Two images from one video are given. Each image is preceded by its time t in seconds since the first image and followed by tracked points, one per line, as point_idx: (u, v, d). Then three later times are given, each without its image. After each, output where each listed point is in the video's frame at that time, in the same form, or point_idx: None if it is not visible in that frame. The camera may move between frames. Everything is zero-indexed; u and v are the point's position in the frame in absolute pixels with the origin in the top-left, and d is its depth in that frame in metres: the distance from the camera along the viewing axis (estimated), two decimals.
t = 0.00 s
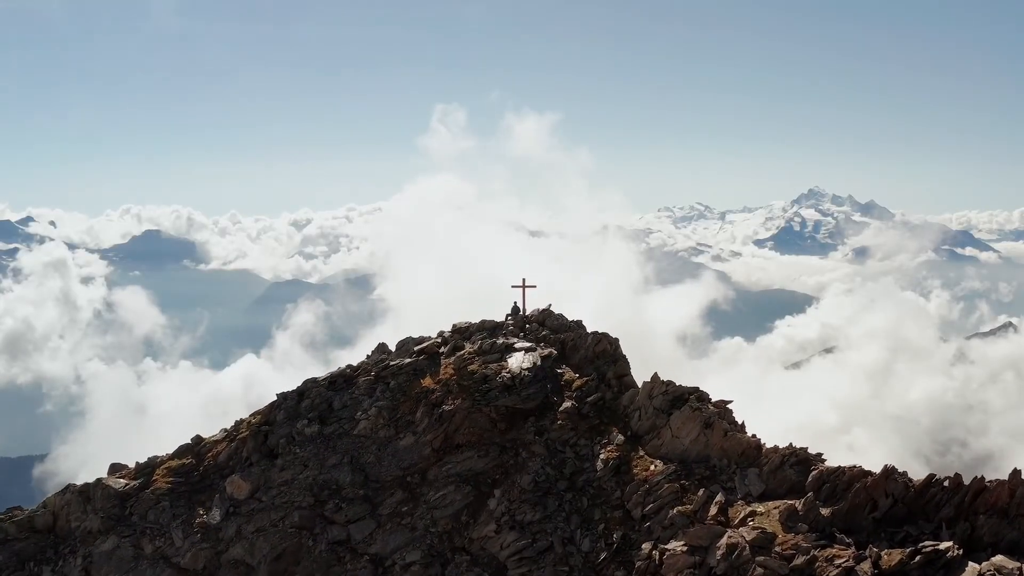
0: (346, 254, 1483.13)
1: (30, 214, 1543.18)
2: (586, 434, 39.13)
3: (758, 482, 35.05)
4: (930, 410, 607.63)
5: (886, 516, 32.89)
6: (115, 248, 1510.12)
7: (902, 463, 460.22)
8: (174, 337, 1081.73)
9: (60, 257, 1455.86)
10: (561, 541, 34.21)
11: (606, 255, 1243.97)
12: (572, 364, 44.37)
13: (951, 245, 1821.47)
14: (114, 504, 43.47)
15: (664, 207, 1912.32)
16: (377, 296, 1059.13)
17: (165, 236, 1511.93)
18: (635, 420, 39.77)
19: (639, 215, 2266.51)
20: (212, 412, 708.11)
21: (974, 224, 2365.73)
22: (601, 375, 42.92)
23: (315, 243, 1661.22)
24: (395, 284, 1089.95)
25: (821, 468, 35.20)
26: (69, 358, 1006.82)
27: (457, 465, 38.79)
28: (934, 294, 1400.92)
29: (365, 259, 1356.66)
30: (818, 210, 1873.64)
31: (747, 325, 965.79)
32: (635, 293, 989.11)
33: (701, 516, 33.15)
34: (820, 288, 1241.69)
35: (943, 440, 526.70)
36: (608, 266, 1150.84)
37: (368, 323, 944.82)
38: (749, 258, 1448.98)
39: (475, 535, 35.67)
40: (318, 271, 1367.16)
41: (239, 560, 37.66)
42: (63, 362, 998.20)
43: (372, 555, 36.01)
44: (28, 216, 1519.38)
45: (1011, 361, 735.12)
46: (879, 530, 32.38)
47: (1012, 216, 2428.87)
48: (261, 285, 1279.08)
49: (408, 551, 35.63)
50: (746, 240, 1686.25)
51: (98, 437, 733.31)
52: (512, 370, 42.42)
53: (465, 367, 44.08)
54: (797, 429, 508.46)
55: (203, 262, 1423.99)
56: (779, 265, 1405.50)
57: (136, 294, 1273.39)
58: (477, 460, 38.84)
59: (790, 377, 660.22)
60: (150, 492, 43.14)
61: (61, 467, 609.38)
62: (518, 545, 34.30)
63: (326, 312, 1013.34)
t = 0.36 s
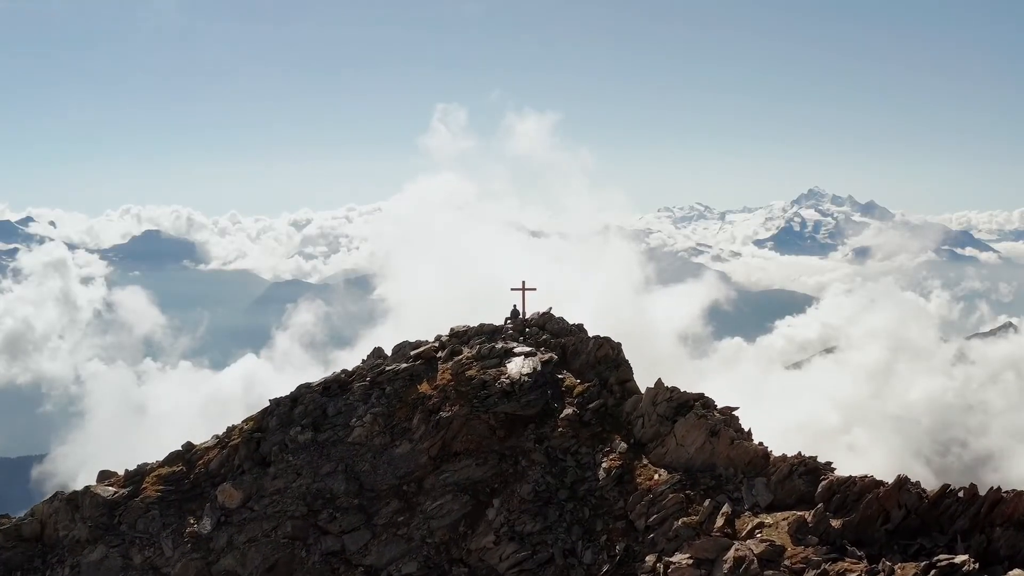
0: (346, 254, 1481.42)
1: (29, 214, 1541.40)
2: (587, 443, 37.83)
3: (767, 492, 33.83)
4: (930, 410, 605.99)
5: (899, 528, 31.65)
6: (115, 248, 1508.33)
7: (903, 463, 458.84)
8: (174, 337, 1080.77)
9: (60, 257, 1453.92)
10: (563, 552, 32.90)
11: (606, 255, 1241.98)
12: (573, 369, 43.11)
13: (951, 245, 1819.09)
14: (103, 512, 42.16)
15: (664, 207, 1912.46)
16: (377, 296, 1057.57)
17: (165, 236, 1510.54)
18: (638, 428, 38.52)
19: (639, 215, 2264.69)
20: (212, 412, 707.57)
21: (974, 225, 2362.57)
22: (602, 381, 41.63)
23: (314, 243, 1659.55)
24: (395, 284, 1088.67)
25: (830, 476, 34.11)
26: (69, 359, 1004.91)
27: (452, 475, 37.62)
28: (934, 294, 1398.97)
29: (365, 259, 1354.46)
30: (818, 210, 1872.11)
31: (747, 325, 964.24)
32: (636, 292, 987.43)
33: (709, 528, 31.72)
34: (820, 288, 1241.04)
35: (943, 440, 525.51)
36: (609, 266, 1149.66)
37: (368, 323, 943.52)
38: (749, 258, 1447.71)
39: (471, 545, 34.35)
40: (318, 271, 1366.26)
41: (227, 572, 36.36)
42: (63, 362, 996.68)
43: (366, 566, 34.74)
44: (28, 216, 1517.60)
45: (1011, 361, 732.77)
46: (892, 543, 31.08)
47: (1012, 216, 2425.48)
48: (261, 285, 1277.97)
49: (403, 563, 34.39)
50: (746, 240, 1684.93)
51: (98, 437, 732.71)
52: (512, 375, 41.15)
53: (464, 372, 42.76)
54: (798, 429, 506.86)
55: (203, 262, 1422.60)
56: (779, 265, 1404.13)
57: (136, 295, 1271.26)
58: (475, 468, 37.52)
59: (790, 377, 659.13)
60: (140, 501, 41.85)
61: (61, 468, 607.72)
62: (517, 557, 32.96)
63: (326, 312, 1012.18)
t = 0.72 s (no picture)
0: (346, 254, 1480.00)
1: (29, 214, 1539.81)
2: (588, 450, 36.62)
3: (777, 501, 32.52)
4: (930, 411, 604.73)
5: (912, 540, 30.52)
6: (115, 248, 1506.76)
7: (904, 463, 457.19)
8: (174, 337, 1079.64)
9: (60, 257, 1453.56)
10: (565, 564, 31.51)
11: (607, 255, 1241.57)
12: (574, 374, 41.69)
13: (950, 245, 1816.72)
14: (92, 520, 40.94)
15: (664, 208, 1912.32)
16: (376, 296, 1055.20)
17: (165, 236, 1509.11)
18: (642, 435, 37.19)
19: (640, 215, 2263.54)
20: (211, 412, 706.81)
21: (974, 224, 2359.97)
22: (604, 387, 40.38)
23: (314, 243, 1658.51)
24: (395, 284, 1087.87)
25: (841, 487, 32.96)
26: (68, 358, 1003.18)
27: (450, 482, 36.32)
28: (934, 294, 1397.48)
29: (364, 259, 1353.06)
30: (818, 210, 1870.86)
31: (748, 325, 963.40)
32: (636, 292, 985.82)
33: (717, 540, 30.43)
34: (820, 288, 1239.47)
35: (944, 441, 523.94)
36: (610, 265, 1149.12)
37: (368, 323, 942.69)
38: (749, 258, 1447.41)
39: (471, 556, 32.85)
40: (318, 271, 1366.01)
41: None
42: (63, 362, 995.46)
43: None
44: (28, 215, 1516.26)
45: (1012, 361, 730.93)
46: (906, 556, 29.87)
47: (1012, 216, 2421.87)
48: (261, 285, 1276.97)
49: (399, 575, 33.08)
50: (746, 240, 1684.22)
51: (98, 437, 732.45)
52: (511, 382, 39.67)
53: (462, 379, 41.20)
54: (798, 430, 505.46)
55: (203, 262, 1422.40)
56: (779, 265, 1403.46)
57: (136, 295, 1270.06)
58: (474, 477, 36.28)
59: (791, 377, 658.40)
60: (130, 510, 40.61)
61: (59, 468, 606.12)
62: (518, 569, 31.56)
63: (326, 312, 1011.41)
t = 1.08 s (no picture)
0: (346, 254, 1478.26)
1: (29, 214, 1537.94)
2: (592, 459, 35.05)
3: (787, 514, 31.19)
4: (930, 410, 603.55)
5: (927, 555, 29.24)
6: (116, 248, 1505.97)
7: (904, 463, 455.67)
8: (174, 337, 1078.26)
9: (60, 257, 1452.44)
10: None
11: (607, 254, 1240.78)
12: (577, 380, 40.18)
13: (950, 245, 1814.02)
14: (77, 531, 39.50)
15: (664, 208, 1911.68)
16: (376, 297, 1053.17)
17: (165, 236, 1508.54)
18: (646, 444, 35.78)
19: (640, 215, 2261.77)
20: (211, 411, 705.69)
21: (974, 224, 2356.44)
22: (607, 394, 38.88)
23: (314, 243, 1656.63)
24: (395, 284, 1086.58)
25: (853, 498, 31.69)
26: (68, 358, 1002.25)
27: (447, 492, 34.79)
28: (934, 294, 1395.78)
29: (364, 259, 1351.17)
30: (818, 210, 1869.67)
31: (747, 325, 962.33)
32: (636, 292, 983.65)
33: (723, 556, 28.95)
34: (820, 288, 1237.78)
35: (944, 441, 522.51)
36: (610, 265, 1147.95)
37: (367, 323, 941.99)
38: (749, 258, 1445.92)
39: (466, 571, 31.17)
40: (317, 271, 1364.65)
41: None
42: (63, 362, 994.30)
43: None
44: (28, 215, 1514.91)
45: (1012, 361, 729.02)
46: (923, 572, 28.64)
47: (1011, 216, 2418.15)
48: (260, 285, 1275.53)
49: None
50: (745, 240, 1683.06)
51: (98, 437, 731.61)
52: (511, 388, 38.03)
53: (460, 385, 39.52)
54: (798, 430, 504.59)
55: (203, 262, 1420.89)
56: (779, 265, 1402.04)
57: (136, 295, 1268.99)
58: (471, 486, 34.74)
59: (791, 377, 657.07)
60: (116, 521, 39.06)
61: (59, 468, 605.18)
62: None
63: (326, 313, 1010.01)
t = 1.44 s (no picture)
0: (345, 254, 1473.97)
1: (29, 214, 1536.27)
2: (596, 469, 33.47)
3: (798, 527, 29.77)
4: (931, 410, 601.79)
5: (944, 571, 27.97)
6: (115, 248, 1504.14)
7: (904, 463, 453.56)
8: (173, 338, 1076.69)
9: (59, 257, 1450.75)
10: None
11: (607, 254, 1239.30)
12: (580, 387, 38.46)
13: (950, 245, 1811.09)
14: (63, 541, 38.00)
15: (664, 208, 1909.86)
16: (376, 297, 1050.54)
17: (165, 236, 1506.83)
18: (651, 453, 34.24)
19: (639, 215, 2258.84)
20: (210, 411, 704.24)
21: (974, 224, 2352.41)
22: (611, 400, 37.16)
23: (314, 243, 1654.01)
24: (394, 284, 1084.71)
25: (867, 511, 30.32)
26: (68, 358, 1000.55)
27: (445, 504, 33.29)
28: (934, 294, 1393.47)
29: (363, 259, 1348.20)
30: (818, 210, 1866.13)
31: (748, 325, 960.15)
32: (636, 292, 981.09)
33: (733, 570, 27.58)
34: (820, 288, 1235.81)
35: (944, 441, 520.41)
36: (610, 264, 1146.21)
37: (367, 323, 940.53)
38: (749, 258, 1444.76)
39: None
40: (317, 271, 1363.27)
41: None
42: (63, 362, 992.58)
43: None
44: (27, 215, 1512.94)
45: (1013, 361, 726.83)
46: None
47: (1011, 215, 2414.02)
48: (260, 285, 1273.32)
49: None
50: (745, 240, 1680.80)
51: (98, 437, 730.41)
52: (511, 395, 36.43)
53: (458, 391, 37.68)
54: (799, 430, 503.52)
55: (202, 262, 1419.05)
56: (779, 265, 1400.22)
57: (136, 294, 1267.11)
58: (471, 498, 33.16)
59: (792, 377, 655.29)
60: (102, 531, 37.58)
61: (57, 468, 604.05)
62: None
63: (326, 313, 1008.64)
